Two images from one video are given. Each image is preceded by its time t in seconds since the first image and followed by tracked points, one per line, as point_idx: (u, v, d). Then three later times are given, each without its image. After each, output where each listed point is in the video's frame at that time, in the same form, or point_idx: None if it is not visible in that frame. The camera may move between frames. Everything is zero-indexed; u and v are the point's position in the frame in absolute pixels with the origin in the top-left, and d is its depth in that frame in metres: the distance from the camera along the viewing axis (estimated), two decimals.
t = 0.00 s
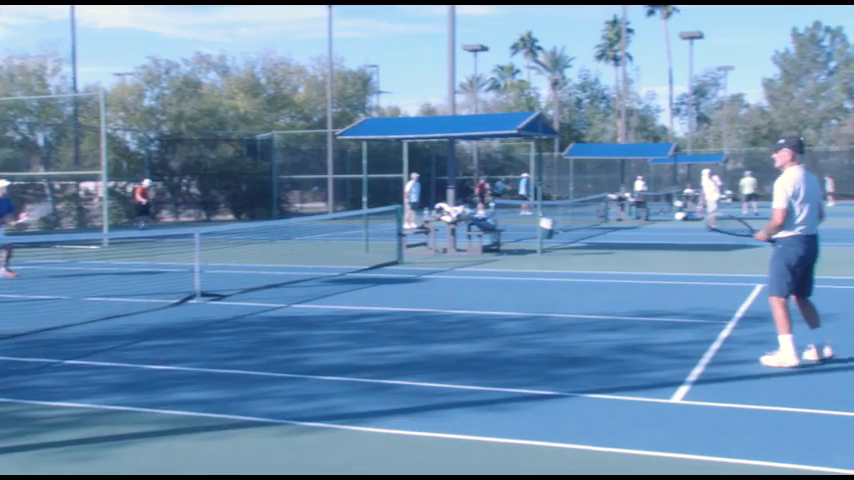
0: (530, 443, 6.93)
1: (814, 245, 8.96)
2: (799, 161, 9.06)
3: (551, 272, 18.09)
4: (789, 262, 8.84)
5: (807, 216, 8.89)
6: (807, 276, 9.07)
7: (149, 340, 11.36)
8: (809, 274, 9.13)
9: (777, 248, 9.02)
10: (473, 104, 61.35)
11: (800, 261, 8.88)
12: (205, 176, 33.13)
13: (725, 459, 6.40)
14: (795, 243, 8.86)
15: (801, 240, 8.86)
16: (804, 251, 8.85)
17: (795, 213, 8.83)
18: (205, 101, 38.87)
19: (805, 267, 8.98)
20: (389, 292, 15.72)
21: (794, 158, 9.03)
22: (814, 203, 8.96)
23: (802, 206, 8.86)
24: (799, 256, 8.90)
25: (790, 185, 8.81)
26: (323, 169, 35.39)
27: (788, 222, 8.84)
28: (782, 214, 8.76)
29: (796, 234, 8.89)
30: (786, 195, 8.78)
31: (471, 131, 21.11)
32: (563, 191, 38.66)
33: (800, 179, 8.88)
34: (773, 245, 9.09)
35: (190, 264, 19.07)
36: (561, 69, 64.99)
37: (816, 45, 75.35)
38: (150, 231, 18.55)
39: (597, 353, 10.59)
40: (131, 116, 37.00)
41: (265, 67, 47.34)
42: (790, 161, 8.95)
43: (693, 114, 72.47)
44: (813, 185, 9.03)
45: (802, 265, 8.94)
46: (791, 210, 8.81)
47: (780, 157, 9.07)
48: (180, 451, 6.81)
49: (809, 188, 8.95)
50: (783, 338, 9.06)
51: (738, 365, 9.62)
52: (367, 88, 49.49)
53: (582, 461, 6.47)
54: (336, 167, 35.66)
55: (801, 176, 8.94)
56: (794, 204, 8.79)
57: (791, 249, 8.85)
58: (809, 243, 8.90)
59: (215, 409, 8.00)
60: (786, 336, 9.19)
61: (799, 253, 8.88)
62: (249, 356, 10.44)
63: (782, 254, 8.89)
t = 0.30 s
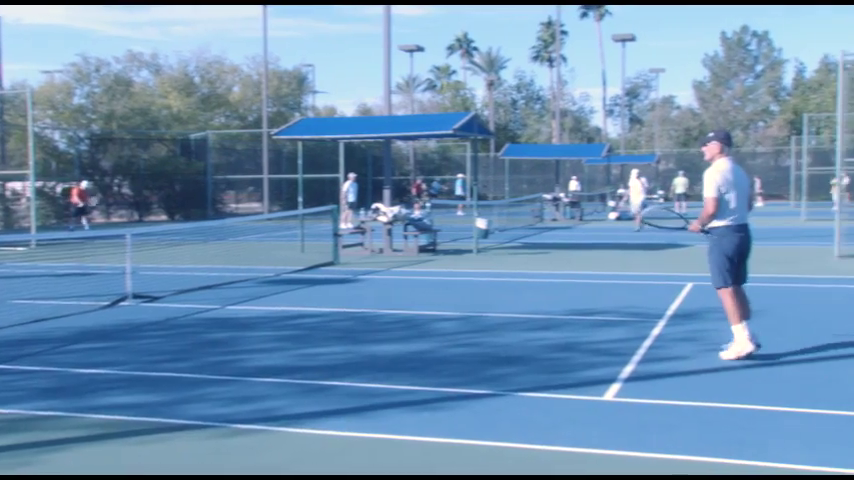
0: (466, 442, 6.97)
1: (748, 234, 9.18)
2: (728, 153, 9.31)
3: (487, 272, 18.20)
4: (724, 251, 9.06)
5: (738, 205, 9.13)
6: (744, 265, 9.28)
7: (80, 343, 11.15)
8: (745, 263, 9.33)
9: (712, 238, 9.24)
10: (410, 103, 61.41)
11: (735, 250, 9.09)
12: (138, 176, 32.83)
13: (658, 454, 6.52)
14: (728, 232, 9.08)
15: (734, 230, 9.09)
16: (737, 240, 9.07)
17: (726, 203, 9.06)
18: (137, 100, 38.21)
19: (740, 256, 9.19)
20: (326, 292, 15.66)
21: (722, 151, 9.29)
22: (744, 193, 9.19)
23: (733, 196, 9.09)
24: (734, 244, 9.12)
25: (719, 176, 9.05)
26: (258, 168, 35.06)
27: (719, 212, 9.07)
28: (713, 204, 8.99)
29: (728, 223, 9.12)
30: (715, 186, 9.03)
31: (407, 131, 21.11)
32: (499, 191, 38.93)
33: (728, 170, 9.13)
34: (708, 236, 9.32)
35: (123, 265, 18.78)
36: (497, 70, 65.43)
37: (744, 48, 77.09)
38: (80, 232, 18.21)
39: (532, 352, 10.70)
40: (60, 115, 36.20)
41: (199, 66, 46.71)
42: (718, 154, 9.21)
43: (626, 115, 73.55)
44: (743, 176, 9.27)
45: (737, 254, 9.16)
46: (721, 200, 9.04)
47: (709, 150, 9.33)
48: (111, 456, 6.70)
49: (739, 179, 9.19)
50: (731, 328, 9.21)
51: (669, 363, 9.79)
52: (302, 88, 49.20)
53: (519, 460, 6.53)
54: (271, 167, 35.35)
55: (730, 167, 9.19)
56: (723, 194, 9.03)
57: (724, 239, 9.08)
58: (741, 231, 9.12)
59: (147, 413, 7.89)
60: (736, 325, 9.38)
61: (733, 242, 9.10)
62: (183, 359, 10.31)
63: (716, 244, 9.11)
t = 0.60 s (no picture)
0: (406, 442, 6.98)
1: (679, 239, 9.27)
2: (661, 161, 9.45)
3: (425, 272, 18.25)
4: (653, 256, 9.18)
5: (670, 211, 9.23)
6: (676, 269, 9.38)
7: (10, 347, 10.91)
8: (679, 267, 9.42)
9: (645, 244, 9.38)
10: (349, 103, 61.29)
11: (665, 254, 9.19)
12: (71, 176, 32.21)
13: (593, 452, 6.60)
14: (658, 237, 9.20)
15: (664, 235, 9.19)
16: (668, 245, 9.17)
17: (656, 209, 9.18)
18: (69, 99, 37.48)
19: (671, 260, 9.29)
20: (264, 294, 15.55)
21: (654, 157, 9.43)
22: (676, 199, 9.30)
23: (664, 202, 9.21)
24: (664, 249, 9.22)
25: (648, 183, 9.18)
26: (195, 168, 34.63)
27: (649, 218, 9.20)
28: (641, 211, 9.14)
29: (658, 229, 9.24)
30: (644, 192, 9.17)
31: (345, 131, 21.04)
32: (438, 192, 39.04)
33: (659, 177, 9.26)
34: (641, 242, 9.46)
35: (54, 267, 18.41)
36: (436, 70, 65.61)
37: (678, 51, 78.42)
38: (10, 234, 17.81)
39: (470, 351, 10.76)
40: None
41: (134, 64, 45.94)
42: (648, 161, 9.35)
43: (564, 116, 74.32)
44: (675, 183, 9.39)
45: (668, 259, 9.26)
46: (651, 206, 9.18)
47: (642, 159, 9.48)
48: (42, 461, 6.57)
49: (670, 186, 9.31)
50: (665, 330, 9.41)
51: (605, 360, 9.92)
52: (240, 87, 48.78)
53: (457, 460, 6.56)
54: (209, 167, 34.94)
55: (662, 174, 9.32)
56: (652, 200, 9.17)
57: (655, 244, 9.19)
58: (673, 236, 9.22)
59: (79, 417, 7.74)
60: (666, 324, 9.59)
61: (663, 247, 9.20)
62: (117, 362, 10.15)
63: (647, 249, 9.24)
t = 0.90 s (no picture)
0: (342, 443, 6.97)
1: (602, 239, 9.36)
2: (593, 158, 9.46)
3: (365, 272, 18.22)
4: (572, 255, 9.36)
5: (594, 211, 9.34)
6: (602, 269, 9.46)
7: None
8: (607, 268, 9.49)
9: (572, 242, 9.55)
10: (288, 103, 60.96)
11: (585, 254, 9.34)
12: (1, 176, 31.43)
13: (528, 451, 6.64)
14: (578, 237, 9.36)
15: (584, 235, 9.33)
16: (587, 245, 9.31)
17: (578, 209, 9.34)
18: None
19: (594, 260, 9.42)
20: (201, 295, 15.37)
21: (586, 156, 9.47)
22: (603, 200, 9.39)
23: (588, 202, 9.34)
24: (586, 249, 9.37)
25: (571, 183, 9.36)
26: (130, 168, 34.11)
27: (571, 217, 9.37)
28: (562, 209, 9.37)
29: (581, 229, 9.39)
30: (568, 191, 9.36)
31: (284, 131, 20.91)
32: (378, 192, 39.05)
33: (588, 177, 9.37)
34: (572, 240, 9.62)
35: None
36: (376, 70, 65.57)
37: (615, 52, 79.52)
38: None
39: (409, 351, 10.78)
40: None
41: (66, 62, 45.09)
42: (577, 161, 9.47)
43: (503, 117, 74.86)
44: (608, 184, 9.46)
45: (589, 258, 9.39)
46: (574, 205, 9.35)
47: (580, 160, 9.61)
48: None
49: (600, 187, 9.40)
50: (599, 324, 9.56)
51: (542, 359, 10.01)
52: (176, 85, 48.19)
53: (393, 460, 6.55)
54: (145, 167, 34.45)
55: (592, 175, 9.43)
56: (574, 200, 9.33)
57: (574, 243, 9.36)
58: (595, 237, 9.34)
59: (8, 423, 7.58)
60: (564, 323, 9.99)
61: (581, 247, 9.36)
62: (48, 366, 9.95)
63: (569, 247, 9.43)
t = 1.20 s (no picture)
0: (276, 445, 6.92)
1: (517, 238, 9.45)
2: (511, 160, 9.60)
3: (302, 272, 18.14)
4: (489, 255, 9.51)
5: (510, 210, 9.45)
6: (522, 267, 9.55)
7: None
8: (528, 265, 9.56)
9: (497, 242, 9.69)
10: (223, 103, 60.36)
11: (501, 253, 9.47)
12: None
13: (464, 450, 6.66)
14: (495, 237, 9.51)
15: (499, 234, 9.46)
16: (503, 244, 9.44)
17: (494, 209, 9.48)
18: None
19: (514, 259, 9.53)
20: (135, 296, 15.14)
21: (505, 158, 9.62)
22: (520, 199, 9.48)
23: (504, 201, 9.46)
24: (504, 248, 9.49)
25: (486, 184, 9.52)
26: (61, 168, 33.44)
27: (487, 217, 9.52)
28: (478, 210, 9.53)
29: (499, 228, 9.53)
30: (484, 192, 9.53)
31: (219, 131, 20.69)
32: (316, 192, 38.90)
33: (505, 178, 9.49)
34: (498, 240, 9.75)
35: None
36: (313, 70, 65.28)
37: (551, 54, 80.26)
38: None
39: (346, 352, 10.74)
40: None
41: None
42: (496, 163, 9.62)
43: (441, 117, 75.09)
44: (527, 183, 9.52)
45: (507, 257, 9.52)
46: (490, 205, 9.51)
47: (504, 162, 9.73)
48: None
49: (516, 186, 9.49)
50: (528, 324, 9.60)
51: (479, 358, 10.07)
52: (109, 84, 47.42)
53: (328, 462, 6.52)
54: (76, 167, 33.81)
55: (510, 174, 9.54)
56: (488, 200, 9.49)
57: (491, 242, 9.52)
58: (511, 235, 9.45)
59: None
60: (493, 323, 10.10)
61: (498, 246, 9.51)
62: None
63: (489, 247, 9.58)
